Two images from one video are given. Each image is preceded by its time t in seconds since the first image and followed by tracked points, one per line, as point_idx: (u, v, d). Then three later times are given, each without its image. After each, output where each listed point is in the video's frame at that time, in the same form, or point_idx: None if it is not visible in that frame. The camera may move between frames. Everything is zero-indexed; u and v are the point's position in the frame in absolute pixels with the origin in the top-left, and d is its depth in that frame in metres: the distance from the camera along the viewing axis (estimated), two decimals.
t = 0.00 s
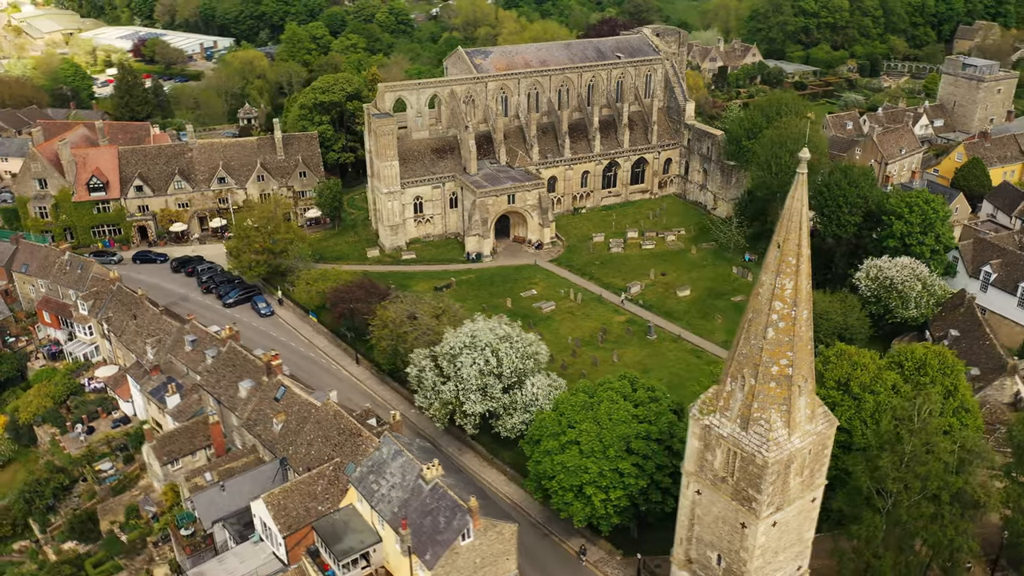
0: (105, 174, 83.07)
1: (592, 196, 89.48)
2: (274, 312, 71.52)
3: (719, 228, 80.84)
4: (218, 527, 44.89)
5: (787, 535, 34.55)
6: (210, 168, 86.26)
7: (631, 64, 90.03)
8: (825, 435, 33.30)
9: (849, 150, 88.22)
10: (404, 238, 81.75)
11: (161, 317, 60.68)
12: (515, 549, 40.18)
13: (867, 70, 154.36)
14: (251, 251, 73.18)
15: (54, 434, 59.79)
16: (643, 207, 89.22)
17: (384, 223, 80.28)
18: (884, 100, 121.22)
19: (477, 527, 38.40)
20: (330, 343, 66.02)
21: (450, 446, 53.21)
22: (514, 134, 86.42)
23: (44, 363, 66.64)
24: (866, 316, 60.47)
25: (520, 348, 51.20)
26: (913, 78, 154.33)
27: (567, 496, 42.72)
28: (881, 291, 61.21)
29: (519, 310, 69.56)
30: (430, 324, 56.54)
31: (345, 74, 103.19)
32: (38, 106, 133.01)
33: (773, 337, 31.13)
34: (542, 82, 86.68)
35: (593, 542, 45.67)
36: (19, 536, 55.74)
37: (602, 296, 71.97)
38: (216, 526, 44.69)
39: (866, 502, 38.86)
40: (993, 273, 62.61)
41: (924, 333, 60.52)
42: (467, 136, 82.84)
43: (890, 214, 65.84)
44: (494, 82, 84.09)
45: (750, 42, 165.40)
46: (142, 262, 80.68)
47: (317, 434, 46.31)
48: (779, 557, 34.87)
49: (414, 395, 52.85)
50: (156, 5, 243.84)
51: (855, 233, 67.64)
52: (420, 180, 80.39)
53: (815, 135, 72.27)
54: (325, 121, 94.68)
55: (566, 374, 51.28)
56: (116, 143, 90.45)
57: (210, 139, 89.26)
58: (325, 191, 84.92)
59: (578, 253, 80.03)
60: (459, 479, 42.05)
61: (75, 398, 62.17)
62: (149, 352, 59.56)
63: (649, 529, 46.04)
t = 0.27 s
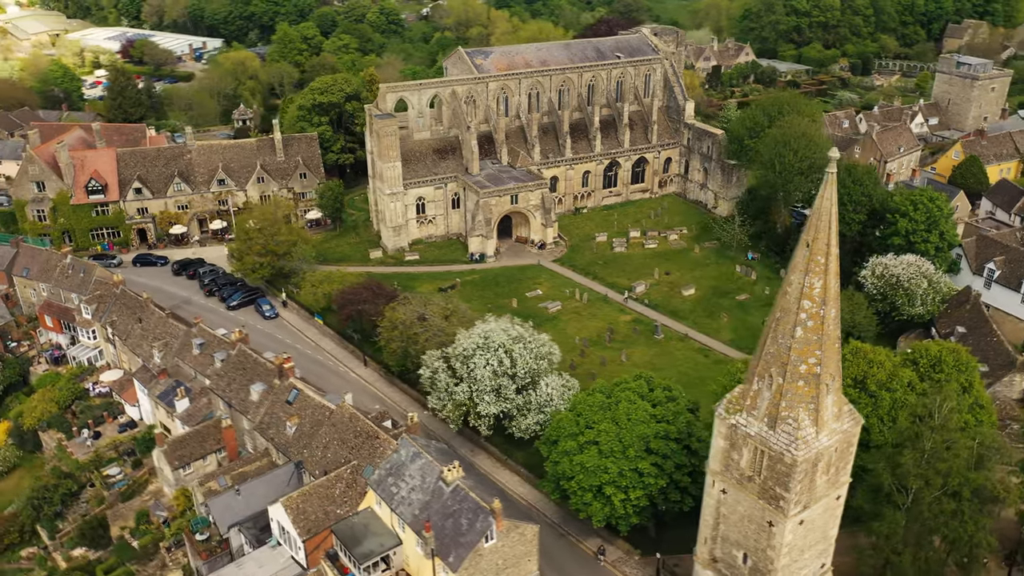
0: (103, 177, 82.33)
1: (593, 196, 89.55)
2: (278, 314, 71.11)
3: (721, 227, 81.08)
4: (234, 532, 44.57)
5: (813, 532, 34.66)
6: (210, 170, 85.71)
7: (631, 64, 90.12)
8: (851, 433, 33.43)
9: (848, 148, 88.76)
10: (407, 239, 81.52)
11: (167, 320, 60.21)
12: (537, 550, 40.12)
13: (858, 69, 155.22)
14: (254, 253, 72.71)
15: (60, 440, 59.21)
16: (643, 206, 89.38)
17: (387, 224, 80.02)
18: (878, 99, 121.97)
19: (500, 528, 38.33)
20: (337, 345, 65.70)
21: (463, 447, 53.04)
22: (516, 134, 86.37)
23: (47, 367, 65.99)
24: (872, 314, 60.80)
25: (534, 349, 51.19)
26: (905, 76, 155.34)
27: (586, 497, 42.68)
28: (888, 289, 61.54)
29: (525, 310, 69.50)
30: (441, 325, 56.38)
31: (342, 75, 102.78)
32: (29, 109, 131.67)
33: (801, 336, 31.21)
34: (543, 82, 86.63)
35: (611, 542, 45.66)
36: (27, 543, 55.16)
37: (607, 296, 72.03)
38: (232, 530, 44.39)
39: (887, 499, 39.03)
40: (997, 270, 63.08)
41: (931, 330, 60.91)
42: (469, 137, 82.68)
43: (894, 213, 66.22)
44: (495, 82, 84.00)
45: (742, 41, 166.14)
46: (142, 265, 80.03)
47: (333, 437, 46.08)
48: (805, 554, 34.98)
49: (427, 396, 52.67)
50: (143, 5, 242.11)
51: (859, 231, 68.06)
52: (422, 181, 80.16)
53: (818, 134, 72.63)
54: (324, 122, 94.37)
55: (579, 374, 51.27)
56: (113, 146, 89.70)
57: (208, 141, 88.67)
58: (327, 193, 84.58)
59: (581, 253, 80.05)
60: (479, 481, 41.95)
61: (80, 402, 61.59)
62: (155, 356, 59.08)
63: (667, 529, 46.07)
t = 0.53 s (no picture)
0: (102, 179, 81.57)
1: (593, 195, 89.61)
2: (282, 317, 70.70)
3: (723, 225, 81.32)
4: (251, 536, 44.28)
5: (838, 530, 34.78)
6: (209, 172, 85.12)
7: (631, 63, 90.22)
8: (876, 430, 33.54)
9: (848, 147, 89.28)
10: (409, 240, 81.28)
11: (174, 323, 59.76)
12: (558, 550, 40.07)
13: (850, 67, 156.03)
14: (257, 255, 72.25)
15: (66, 445, 58.61)
16: (644, 206, 89.52)
17: (389, 225, 79.74)
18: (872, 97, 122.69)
19: (523, 529, 38.26)
20: (343, 347, 65.36)
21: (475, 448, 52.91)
22: (517, 134, 86.28)
23: (50, 372, 65.35)
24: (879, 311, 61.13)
25: (547, 349, 51.17)
26: (896, 74, 156.33)
27: (605, 497, 42.68)
28: (894, 286, 61.84)
29: (531, 310, 69.44)
30: (451, 326, 56.23)
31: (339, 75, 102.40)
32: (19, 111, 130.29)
33: (829, 335, 31.29)
34: (543, 81, 86.58)
35: (628, 542, 45.66)
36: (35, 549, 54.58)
37: (612, 295, 72.08)
38: (249, 534, 44.09)
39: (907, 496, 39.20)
40: (1001, 267, 63.49)
41: (937, 327, 61.30)
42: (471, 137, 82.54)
43: (898, 210, 66.61)
44: (496, 82, 83.88)
45: (735, 40, 166.72)
46: (142, 268, 79.38)
47: (349, 439, 45.89)
48: (830, 552, 35.10)
49: (439, 397, 52.49)
50: (131, 6, 240.09)
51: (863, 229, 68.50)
52: (424, 181, 79.93)
53: (820, 133, 72.98)
54: (323, 123, 94.00)
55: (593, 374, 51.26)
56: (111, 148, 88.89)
57: (207, 143, 88.05)
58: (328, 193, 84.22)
59: (584, 252, 80.07)
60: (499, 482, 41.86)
61: (86, 407, 61.01)
62: (162, 360, 58.61)
63: (684, 528, 46.13)
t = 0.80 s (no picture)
0: (101, 182, 80.88)
1: (595, 194, 89.70)
2: (287, 318, 70.24)
3: (726, 224, 81.59)
4: (268, 540, 44.02)
5: (862, 527, 34.92)
6: (209, 173, 84.56)
7: (631, 63, 90.31)
8: (902, 427, 33.68)
9: (847, 145, 89.84)
10: (412, 240, 81.10)
11: (181, 327, 59.31)
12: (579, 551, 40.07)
13: (843, 66, 156.98)
14: (260, 258, 71.84)
15: (73, 450, 58.08)
16: (646, 205, 89.71)
17: (392, 225, 79.54)
18: (867, 96, 123.46)
19: (546, 530, 38.19)
20: (351, 347, 65.05)
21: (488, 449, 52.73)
22: (518, 134, 86.22)
23: (53, 376, 64.77)
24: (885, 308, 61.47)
25: (561, 349, 51.13)
26: (887, 73, 157.36)
27: (624, 496, 42.73)
28: (900, 283, 62.27)
29: (538, 310, 69.41)
30: (462, 326, 56.10)
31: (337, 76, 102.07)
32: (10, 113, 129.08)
33: (856, 333, 31.38)
34: (544, 81, 86.53)
35: (646, 541, 45.67)
36: (44, 556, 54.09)
37: (618, 295, 72.16)
38: (266, 538, 43.85)
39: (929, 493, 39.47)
40: (1004, 264, 64.00)
41: (943, 324, 61.74)
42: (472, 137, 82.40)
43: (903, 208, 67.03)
44: (498, 82, 83.77)
45: (728, 39, 167.39)
46: (143, 270, 78.74)
47: (365, 442, 45.73)
48: (855, 548, 35.24)
49: (451, 398, 52.31)
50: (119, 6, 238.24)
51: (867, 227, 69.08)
52: (427, 182, 79.71)
53: (823, 131, 73.34)
54: (322, 123, 93.64)
55: (606, 375, 51.28)
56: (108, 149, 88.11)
57: (207, 144, 87.49)
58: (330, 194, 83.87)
59: (588, 252, 80.14)
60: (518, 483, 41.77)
61: (92, 411, 60.49)
62: (170, 363, 58.11)
63: (700, 527, 46.21)
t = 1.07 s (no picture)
0: (100, 185, 80.23)
1: (596, 195, 89.75)
2: (292, 322, 69.82)
3: (728, 224, 81.83)
4: (285, 544, 43.77)
5: (887, 525, 35.04)
6: (209, 176, 84.01)
7: (631, 63, 90.44)
8: (927, 425, 33.82)
9: (846, 144, 90.36)
10: (415, 242, 80.89)
11: (189, 331, 58.86)
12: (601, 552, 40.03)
13: (835, 65, 157.92)
14: (264, 260, 71.41)
15: (79, 456, 57.52)
16: (647, 205, 89.89)
17: (395, 227, 79.31)
18: (861, 95, 124.24)
19: (570, 531, 38.11)
20: (359, 351, 64.72)
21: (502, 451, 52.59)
22: (520, 134, 86.15)
23: (57, 382, 64.19)
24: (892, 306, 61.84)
25: (574, 350, 51.09)
26: (879, 72, 158.42)
27: (643, 497, 42.73)
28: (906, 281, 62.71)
29: (544, 311, 69.35)
30: (473, 328, 55.97)
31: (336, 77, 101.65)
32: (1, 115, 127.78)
33: (884, 332, 31.49)
34: (545, 81, 86.49)
35: (663, 541, 45.65)
36: (52, 563, 53.54)
37: (623, 295, 72.20)
38: (283, 543, 43.61)
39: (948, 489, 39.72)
40: (1007, 262, 64.58)
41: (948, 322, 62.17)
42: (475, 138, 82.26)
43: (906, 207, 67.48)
44: (500, 83, 83.66)
45: (721, 39, 168.05)
46: (144, 274, 78.10)
47: (382, 445, 45.50)
48: (880, 546, 35.35)
49: (465, 400, 52.18)
50: (106, 7, 236.25)
51: (871, 226, 69.50)
52: (430, 183, 79.51)
53: (826, 131, 73.66)
54: (321, 125, 93.25)
55: (619, 376, 51.26)
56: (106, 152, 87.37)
57: (206, 146, 86.91)
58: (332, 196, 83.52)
59: (591, 252, 80.16)
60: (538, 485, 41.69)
61: (97, 417, 59.93)
62: (178, 367, 57.63)
63: (717, 526, 46.28)
